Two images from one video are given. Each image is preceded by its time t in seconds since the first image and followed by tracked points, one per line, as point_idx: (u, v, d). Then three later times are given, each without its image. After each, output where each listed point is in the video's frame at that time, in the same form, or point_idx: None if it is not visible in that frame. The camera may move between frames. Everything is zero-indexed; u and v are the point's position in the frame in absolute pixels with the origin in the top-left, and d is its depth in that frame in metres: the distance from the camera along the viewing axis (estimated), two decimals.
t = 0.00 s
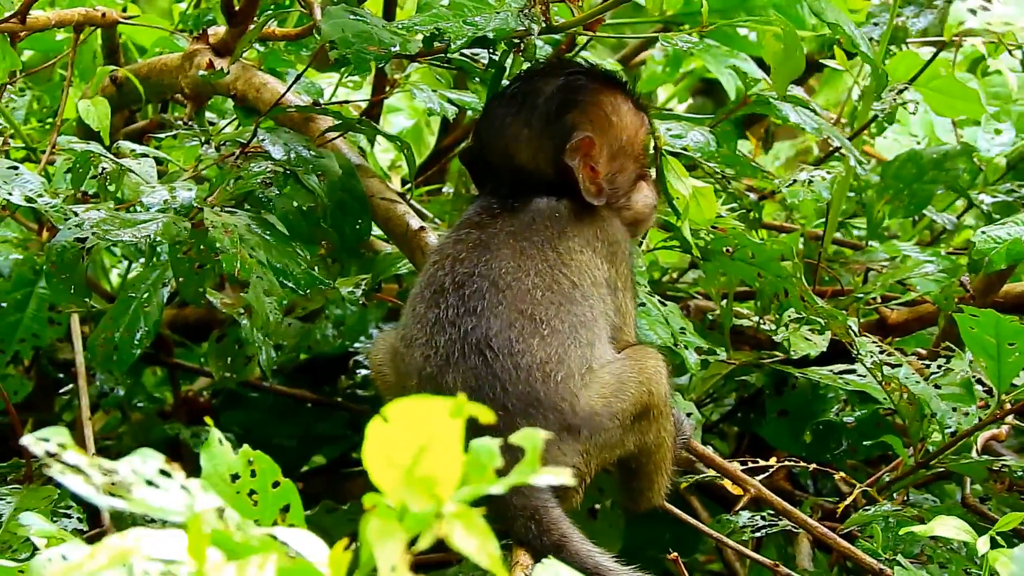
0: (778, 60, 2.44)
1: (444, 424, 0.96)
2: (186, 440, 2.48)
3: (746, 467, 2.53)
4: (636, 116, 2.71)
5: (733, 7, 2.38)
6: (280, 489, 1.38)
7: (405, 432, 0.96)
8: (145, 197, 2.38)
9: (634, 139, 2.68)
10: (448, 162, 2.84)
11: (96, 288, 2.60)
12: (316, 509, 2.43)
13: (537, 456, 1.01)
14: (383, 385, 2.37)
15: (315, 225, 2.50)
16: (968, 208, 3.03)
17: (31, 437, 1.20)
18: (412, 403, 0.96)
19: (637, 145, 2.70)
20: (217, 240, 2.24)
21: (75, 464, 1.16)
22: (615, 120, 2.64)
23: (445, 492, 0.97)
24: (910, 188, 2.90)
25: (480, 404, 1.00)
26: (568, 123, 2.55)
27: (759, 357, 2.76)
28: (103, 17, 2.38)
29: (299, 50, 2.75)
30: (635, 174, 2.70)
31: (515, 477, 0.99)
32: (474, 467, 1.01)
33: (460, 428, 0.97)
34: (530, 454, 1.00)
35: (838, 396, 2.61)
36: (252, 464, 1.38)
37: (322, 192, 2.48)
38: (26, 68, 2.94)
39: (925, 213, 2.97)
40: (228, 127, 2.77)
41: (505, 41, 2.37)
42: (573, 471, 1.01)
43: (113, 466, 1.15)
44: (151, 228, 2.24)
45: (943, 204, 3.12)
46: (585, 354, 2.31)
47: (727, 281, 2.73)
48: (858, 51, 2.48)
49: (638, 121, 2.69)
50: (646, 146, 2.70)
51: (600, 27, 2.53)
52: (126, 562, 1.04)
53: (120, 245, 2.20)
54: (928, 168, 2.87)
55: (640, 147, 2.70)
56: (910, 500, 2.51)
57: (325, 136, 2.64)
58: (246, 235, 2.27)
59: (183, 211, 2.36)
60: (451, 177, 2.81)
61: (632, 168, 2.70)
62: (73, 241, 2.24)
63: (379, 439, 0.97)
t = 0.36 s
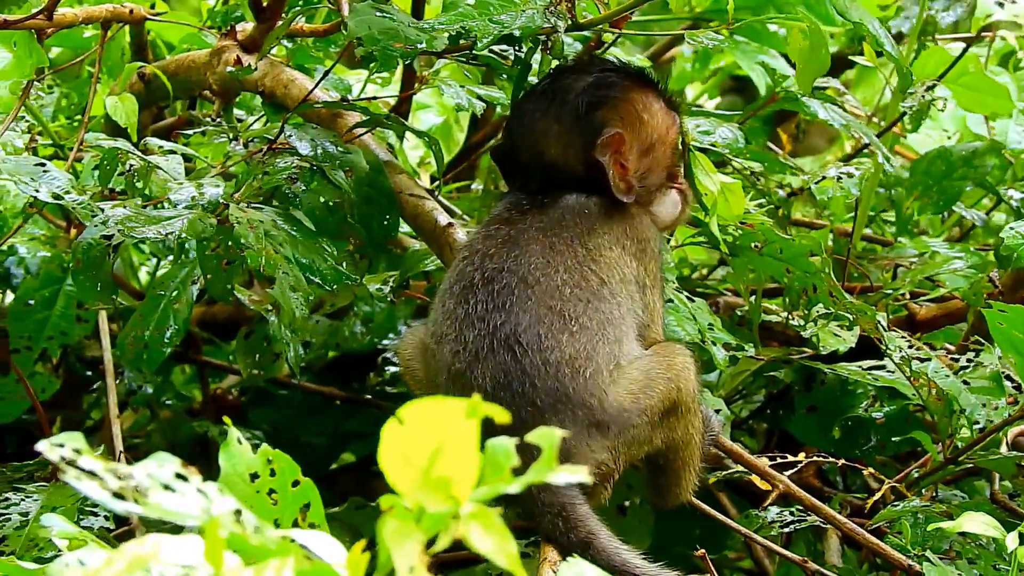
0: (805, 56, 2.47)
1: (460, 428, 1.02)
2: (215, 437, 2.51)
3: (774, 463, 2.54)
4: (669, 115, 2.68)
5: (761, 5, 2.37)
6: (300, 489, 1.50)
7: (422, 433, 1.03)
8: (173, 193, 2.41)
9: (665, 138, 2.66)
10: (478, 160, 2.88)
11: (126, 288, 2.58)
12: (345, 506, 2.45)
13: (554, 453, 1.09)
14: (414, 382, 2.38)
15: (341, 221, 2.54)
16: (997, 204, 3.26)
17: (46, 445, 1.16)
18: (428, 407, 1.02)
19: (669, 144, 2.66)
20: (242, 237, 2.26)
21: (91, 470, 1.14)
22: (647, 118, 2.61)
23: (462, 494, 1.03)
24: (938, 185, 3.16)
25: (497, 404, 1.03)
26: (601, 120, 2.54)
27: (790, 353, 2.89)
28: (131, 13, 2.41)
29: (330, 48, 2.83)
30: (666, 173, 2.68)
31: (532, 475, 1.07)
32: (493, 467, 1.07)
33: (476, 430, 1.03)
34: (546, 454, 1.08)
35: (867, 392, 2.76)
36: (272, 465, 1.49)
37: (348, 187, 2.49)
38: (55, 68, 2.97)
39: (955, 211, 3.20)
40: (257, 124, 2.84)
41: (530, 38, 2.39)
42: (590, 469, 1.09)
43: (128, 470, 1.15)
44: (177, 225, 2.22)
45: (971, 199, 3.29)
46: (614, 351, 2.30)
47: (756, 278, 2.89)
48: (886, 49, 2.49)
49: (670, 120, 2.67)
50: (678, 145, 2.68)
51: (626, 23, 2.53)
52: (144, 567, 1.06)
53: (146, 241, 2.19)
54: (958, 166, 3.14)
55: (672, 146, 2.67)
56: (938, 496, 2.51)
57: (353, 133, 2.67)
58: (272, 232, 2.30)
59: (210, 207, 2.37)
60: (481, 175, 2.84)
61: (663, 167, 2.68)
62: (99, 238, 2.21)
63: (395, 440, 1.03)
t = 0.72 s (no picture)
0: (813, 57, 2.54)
1: (456, 420, 1.11)
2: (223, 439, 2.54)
3: (782, 464, 2.55)
4: (671, 120, 2.71)
5: (770, 3, 2.37)
6: (296, 492, 1.56)
7: (416, 427, 1.11)
8: (179, 196, 2.42)
9: (665, 142, 2.68)
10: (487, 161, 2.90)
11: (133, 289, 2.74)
12: (354, 507, 2.48)
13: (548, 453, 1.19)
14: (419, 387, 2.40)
15: (347, 223, 2.56)
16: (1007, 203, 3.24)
17: (39, 444, 1.20)
18: (424, 401, 1.11)
19: (669, 148, 2.69)
20: (248, 240, 2.28)
21: (85, 472, 1.19)
22: (647, 121, 2.64)
23: (456, 487, 1.11)
24: (947, 184, 3.15)
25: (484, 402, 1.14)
26: (601, 123, 2.56)
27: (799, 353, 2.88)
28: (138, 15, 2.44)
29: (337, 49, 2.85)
30: (666, 177, 2.70)
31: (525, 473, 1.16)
32: (486, 464, 1.15)
33: (469, 424, 1.11)
34: (540, 453, 1.21)
35: (875, 393, 2.74)
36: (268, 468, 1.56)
37: (355, 189, 2.51)
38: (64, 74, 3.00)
39: (965, 210, 3.20)
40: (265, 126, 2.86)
41: (535, 38, 2.40)
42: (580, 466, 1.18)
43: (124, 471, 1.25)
44: (182, 227, 2.25)
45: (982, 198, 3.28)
46: (618, 350, 2.33)
47: (765, 279, 2.89)
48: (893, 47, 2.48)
49: (671, 125, 2.70)
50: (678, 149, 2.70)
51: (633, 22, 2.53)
52: (138, 569, 1.15)
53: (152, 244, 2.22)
54: (967, 164, 3.13)
55: (672, 151, 2.70)
56: (947, 497, 2.51)
57: (360, 134, 2.70)
58: (279, 235, 2.32)
59: (215, 210, 2.40)
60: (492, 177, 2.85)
61: (663, 171, 2.70)
62: (105, 241, 2.25)
63: (391, 435, 1.12)
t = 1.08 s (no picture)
0: (804, 61, 2.52)
1: (401, 417, 1.08)
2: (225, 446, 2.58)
3: (782, 471, 2.53)
4: (659, 125, 2.71)
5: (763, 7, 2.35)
6: (273, 497, 1.54)
7: (362, 427, 1.08)
8: (177, 206, 2.41)
9: (654, 148, 2.70)
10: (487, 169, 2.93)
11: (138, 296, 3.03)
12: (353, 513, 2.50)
13: (495, 450, 1.19)
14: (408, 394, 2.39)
15: (345, 232, 2.57)
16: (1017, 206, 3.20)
17: None
18: (368, 399, 1.07)
19: (657, 154, 2.70)
20: (244, 249, 2.30)
21: (37, 474, 1.21)
22: (634, 128, 2.64)
23: (402, 487, 1.11)
24: (956, 189, 3.13)
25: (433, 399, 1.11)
26: (586, 131, 2.59)
27: (802, 359, 2.86)
28: (135, 23, 2.51)
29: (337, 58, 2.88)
30: (656, 183, 2.72)
31: (472, 471, 1.18)
32: (436, 464, 1.17)
33: (413, 421, 1.09)
34: (490, 450, 1.18)
35: (878, 398, 2.73)
36: (245, 474, 1.55)
37: (351, 199, 2.52)
38: (74, 91, 3.07)
39: (973, 215, 3.17)
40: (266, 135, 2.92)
41: (525, 44, 2.39)
42: (527, 465, 1.19)
43: (79, 475, 1.26)
44: (179, 237, 2.27)
45: (990, 202, 3.25)
46: (608, 356, 2.34)
47: (767, 284, 2.87)
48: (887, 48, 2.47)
49: (660, 130, 2.70)
50: (667, 155, 2.72)
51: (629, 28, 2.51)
52: (88, 568, 1.14)
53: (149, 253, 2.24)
54: (975, 167, 3.12)
55: (662, 157, 2.72)
56: (949, 502, 2.47)
57: (357, 142, 2.73)
58: (274, 243, 2.34)
59: (213, 220, 2.41)
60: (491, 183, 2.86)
61: (654, 177, 2.73)
62: (102, 252, 2.28)
63: (336, 434, 1.09)
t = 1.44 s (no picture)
0: (798, 49, 2.50)
1: (340, 406, 1.06)
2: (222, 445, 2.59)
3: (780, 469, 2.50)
4: (657, 126, 2.71)
5: None
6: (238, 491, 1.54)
7: (302, 417, 1.06)
8: (170, 207, 2.42)
9: (646, 147, 2.69)
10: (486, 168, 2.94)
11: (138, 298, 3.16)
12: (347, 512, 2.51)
13: (444, 438, 1.14)
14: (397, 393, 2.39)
15: (338, 232, 2.57)
16: None
17: None
18: (306, 390, 1.05)
19: (648, 153, 2.69)
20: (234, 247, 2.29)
21: None
22: (621, 127, 2.65)
23: (343, 476, 1.10)
24: (965, 185, 3.09)
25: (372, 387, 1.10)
26: (568, 127, 2.60)
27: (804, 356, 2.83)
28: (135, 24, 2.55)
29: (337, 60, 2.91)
30: (646, 183, 2.70)
31: (419, 461, 1.13)
32: (382, 452, 1.13)
33: (354, 410, 1.07)
34: (436, 438, 1.13)
35: (879, 394, 2.69)
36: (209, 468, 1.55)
37: (345, 198, 2.54)
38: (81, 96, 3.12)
39: (984, 211, 3.13)
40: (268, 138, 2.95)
41: (517, 37, 2.39)
42: (477, 453, 1.13)
43: (24, 464, 1.21)
44: (167, 237, 2.28)
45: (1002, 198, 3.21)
46: (597, 352, 2.33)
47: (769, 280, 2.85)
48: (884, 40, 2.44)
49: (656, 130, 2.70)
50: (660, 156, 2.71)
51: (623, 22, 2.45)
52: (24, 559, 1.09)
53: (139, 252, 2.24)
54: (984, 164, 3.07)
55: (655, 158, 2.72)
56: (951, 497, 2.43)
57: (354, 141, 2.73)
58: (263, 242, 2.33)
59: (206, 220, 2.39)
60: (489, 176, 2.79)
61: (644, 177, 2.71)
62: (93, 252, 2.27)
63: (277, 422, 1.07)
